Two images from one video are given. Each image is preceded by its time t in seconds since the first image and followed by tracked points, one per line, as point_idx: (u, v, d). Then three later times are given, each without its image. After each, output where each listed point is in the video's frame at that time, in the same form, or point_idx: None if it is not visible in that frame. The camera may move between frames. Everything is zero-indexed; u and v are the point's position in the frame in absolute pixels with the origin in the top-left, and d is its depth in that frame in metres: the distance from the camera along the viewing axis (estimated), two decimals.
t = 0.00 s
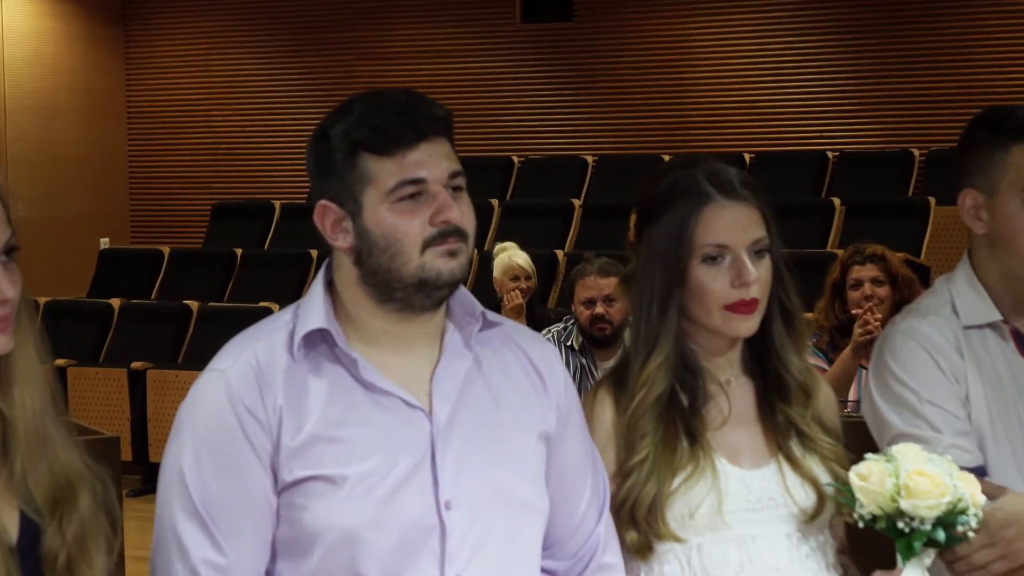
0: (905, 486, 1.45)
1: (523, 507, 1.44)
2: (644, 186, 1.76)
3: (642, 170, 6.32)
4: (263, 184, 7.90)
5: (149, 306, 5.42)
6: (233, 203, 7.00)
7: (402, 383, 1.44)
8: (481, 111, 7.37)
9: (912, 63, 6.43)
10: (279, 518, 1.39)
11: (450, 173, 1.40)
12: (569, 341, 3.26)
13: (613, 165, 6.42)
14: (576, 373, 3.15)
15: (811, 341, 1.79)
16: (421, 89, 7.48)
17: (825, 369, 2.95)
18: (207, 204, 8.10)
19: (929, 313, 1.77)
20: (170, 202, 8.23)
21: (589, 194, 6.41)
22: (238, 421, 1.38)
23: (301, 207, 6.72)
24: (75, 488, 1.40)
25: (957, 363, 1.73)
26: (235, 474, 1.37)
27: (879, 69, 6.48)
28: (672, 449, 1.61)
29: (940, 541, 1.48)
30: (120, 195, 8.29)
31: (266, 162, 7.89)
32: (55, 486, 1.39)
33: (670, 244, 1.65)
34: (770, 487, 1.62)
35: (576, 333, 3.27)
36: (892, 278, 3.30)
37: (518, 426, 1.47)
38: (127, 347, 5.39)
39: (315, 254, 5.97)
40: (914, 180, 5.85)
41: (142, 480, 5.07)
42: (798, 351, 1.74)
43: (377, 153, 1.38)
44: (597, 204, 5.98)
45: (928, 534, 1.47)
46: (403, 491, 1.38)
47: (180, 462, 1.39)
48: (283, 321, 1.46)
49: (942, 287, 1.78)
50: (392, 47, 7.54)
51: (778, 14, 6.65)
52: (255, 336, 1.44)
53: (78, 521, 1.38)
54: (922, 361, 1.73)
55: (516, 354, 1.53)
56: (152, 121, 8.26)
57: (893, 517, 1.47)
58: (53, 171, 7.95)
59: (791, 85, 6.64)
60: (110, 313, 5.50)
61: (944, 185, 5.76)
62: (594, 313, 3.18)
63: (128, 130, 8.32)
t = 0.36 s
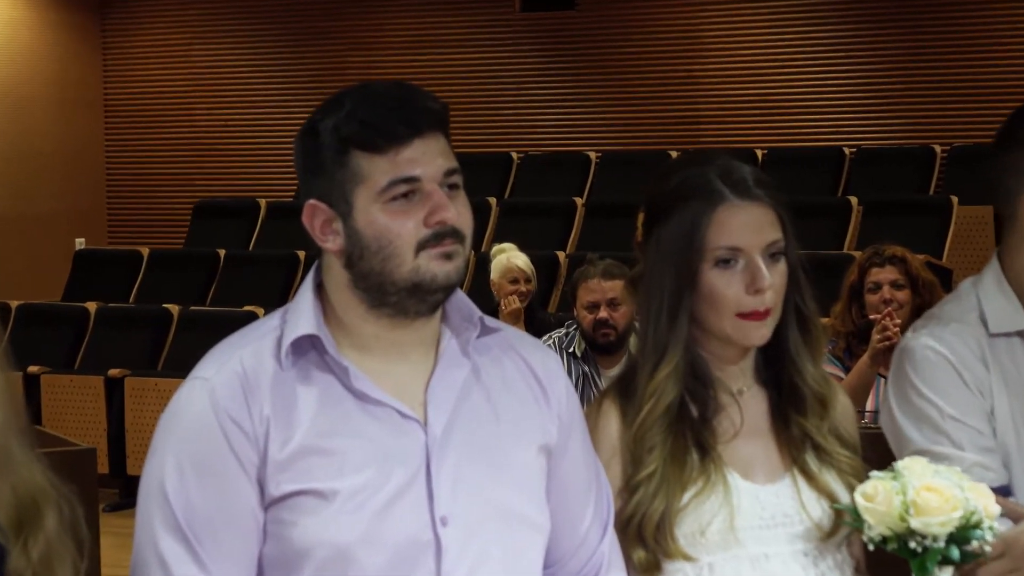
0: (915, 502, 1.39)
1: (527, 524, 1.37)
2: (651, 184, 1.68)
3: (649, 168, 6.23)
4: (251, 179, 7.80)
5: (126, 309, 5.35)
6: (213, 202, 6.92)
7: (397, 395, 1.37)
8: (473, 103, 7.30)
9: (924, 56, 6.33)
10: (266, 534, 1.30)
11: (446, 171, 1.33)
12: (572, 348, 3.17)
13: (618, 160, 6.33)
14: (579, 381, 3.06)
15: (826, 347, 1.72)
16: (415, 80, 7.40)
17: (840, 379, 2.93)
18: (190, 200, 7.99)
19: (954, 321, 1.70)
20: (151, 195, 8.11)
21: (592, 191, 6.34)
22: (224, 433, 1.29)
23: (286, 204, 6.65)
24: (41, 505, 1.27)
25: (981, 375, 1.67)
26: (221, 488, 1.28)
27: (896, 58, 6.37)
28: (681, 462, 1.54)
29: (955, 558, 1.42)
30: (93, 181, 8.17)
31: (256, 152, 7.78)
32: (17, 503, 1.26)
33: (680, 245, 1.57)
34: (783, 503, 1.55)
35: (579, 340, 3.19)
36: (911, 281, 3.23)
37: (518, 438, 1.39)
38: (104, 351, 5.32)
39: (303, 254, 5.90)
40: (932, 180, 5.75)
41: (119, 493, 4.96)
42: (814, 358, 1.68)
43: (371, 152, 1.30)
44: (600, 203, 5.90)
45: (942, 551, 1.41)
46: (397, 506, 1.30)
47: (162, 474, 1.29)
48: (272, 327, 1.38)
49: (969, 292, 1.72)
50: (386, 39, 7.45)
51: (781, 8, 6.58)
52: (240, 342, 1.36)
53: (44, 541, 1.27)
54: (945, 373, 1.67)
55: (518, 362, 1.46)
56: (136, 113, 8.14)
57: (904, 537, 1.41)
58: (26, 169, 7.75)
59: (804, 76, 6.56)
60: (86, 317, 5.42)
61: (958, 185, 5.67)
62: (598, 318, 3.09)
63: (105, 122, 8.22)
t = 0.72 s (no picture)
0: (911, 503, 1.34)
1: (516, 527, 1.32)
2: (648, 173, 1.63)
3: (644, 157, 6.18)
4: (233, 171, 7.73)
5: (101, 305, 5.31)
6: (192, 194, 6.87)
7: (382, 392, 1.32)
8: (463, 91, 7.25)
9: (932, 40, 6.23)
10: (247, 537, 1.25)
11: (431, 159, 1.28)
12: (565, 344, 3.14)
13: (612, 150, 6.29)
14: (573, 379, 3.08)
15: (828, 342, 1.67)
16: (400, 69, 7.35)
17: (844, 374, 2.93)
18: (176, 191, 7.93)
19: (990, 310, 1.68)
20: (134, 184, 8.04)
21: (587, 181, 6.29)
22: (203, 432, 1.23)
23: (269, 196, 6.61)
24: None
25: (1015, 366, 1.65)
26: (200, 489, 1.23)
27: (903, 44, 6.27)
28: (678, 461, 1.50)
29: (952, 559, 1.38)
30: (70, 166, 8.13)
31: (242, 143, 7.73)
32: None
33: (678, 237, 1.53)
34: (783, 504, 1.50)
35: (572, 335, 3.15)
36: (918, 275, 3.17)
37: (508, 437, 1.35)
38: (80, 348, 5.28)
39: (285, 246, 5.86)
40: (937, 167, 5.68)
41: (96, 495, 4.91)
42: (816, 353, 1.63)
43: (354, 141, 1.26)
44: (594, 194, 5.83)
45: (942, 552, 1.36)
46: (383, 508, 1.26)
47: (139, 476, 1.24)
48: (254, 322, 1.34)
49: (1004, 281, 1.70)
50: (374, 26, 7.40)
51: None
52: (220, 338, 1.31)
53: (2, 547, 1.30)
54: (978, 362, 1.65)
55: (508, 358, 1.41)
56: (118, 106, 8.08)
57: (903, 538, 1.36)
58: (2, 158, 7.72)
59: (810, 62, 6.47)
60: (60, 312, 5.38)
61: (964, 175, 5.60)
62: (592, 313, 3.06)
63: (82, 112, 8.18)
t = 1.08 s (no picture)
0: (906, 492, 1.35)
1: (504, 515, 1.32)
2: (637, 160, 1.63)
3: (633, 144, 6.16)
4: (219, 158, 7.72)
5: (87, 294, 5.31)
6: (179, 181, 6.87)
7: (368, 379, 1.32)
8: (451, 74, 7.22)
9: (925, 22, 6.20)
10: (233, 526, 1.25)
11: (416, 146, 1.28)
12: (551, 330, 3.16)
13: (601, 137, 6.28)
14: (560, 366, 3.09)
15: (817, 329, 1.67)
16: (386, 53, 7.33)
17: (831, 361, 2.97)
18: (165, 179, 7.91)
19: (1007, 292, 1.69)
20: (123, 171, 8.04)
21: (574, 168, 6.27)
22: (189, 422, 1.23)
23: (255, 185, 6.61)
24: None
25: None
26: (186, 478, 1.23)
27: (897, 27, 6.24)
28: (668, 448, 1.50)
29: (950, 546, 1.37)
30: (58, 156, 8.13)
31: (229, 128, 7.71)
32: None
33: (667, 224, 1.52)
34: (774, 491, 1.50)
35: (559, 322, 3.17)
36: (903, 261, 3.19)
37: (495, 425, 1.35)
38: (66, 337, 5.29)
39: (271, 234, 5.86)
40: (925, 152, 5.68)
41: (82, 483, 4.92)
42: (806, 340, 1.63)
43: (340, 128, 1.25)
44: (580, 180, 5.82)
45: (937, 539, 1.36)
46: (370, 495, 1.25)
47: (125, 466, 1.23)
48: (239, 311, 1.34)
49: None
50: (359, 14, 7.39)
51: None
52: (204, 327, 1.31)
53: None
54: (991, 342, 1.66)
55: (495, 346, 1.41)
56: (105, 94, 8.08)
57: (897, 528, 1.36)
58: None
59: (802, 47, 6.43)
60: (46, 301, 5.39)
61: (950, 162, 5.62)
62: (579, 300, 3.07)
63: (68, 95, 8.17)
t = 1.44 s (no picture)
0: (889, 484, 1.34)
1: (486, 507, 1.32)
2: (622, 153, 1.63)
3: (618, 136, 6.16)
4: (201, 151, 7.72)
5: (71, 288, 5.31)
6: (164, 174, 6.87)
7: (349, 372, 1.32)
8: (433, 66, 7.21)
9: (911, 12, 6.19)
10: (214, 520, 1.25)
11: (397, 141, 1.28)
12: (534, 324, 3.16)
13: (584, 129, 6.26)
14: (544, 359, 3.10)
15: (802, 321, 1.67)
16: (367, 45, 7.34)
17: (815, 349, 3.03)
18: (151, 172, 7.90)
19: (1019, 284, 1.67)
20: (109, 164, 8.02)
21: (557, 159, 6.27)
22: (169, 416, 1.23)
23: (238, 177, 6.61)
24: None
25: None
26: (166, 471, 1.23)
27: (883, 17, 6.22)
28: (653, 441, 1.50)
29: (933, 538, 1.37)
30: (44, 148, 8.11)
31: (214, 120, 7.70)
32: None
33: (653, 216, 1.52)
34: (758, 483, 1.50)
35: (542, 316, 3.18)
36: (891, 251, 3.19)
37: (478, 418, 1.35)
38: (49, 330, 5.29)
39: (255, 227, 5.86)
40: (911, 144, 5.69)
41: (67, 477, 4.93)
42: (791, 332, 1.63)
43: (321, 123, 1.25)
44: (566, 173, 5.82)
45: (921, 532, 1.36)
46: (350, 489, 1.25)
47: (106, 459, 1.24)
48: (220, 304, 1.33)
49: None
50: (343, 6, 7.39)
51: None
52: (184, 320, 1.31)
53: None
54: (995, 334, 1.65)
55: (478, 339, 1.41)
56: (91, 87, 8.07)
57: (880, 520, 1.36)
58: None
59: (790, 37, 6.41)
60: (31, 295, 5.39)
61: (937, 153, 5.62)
62: (562, 294, 3.07)
63: (51, 87, 8.15)
